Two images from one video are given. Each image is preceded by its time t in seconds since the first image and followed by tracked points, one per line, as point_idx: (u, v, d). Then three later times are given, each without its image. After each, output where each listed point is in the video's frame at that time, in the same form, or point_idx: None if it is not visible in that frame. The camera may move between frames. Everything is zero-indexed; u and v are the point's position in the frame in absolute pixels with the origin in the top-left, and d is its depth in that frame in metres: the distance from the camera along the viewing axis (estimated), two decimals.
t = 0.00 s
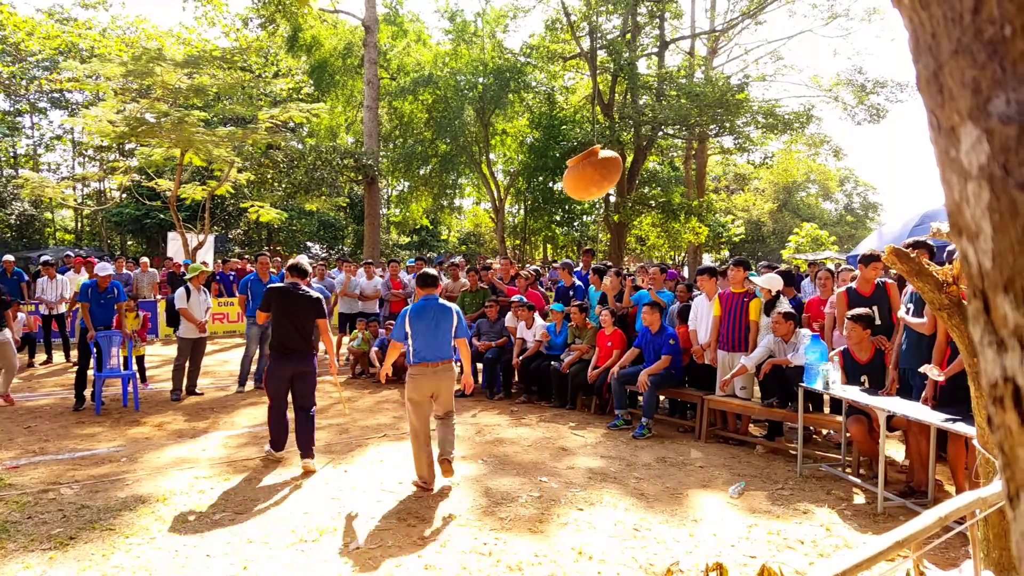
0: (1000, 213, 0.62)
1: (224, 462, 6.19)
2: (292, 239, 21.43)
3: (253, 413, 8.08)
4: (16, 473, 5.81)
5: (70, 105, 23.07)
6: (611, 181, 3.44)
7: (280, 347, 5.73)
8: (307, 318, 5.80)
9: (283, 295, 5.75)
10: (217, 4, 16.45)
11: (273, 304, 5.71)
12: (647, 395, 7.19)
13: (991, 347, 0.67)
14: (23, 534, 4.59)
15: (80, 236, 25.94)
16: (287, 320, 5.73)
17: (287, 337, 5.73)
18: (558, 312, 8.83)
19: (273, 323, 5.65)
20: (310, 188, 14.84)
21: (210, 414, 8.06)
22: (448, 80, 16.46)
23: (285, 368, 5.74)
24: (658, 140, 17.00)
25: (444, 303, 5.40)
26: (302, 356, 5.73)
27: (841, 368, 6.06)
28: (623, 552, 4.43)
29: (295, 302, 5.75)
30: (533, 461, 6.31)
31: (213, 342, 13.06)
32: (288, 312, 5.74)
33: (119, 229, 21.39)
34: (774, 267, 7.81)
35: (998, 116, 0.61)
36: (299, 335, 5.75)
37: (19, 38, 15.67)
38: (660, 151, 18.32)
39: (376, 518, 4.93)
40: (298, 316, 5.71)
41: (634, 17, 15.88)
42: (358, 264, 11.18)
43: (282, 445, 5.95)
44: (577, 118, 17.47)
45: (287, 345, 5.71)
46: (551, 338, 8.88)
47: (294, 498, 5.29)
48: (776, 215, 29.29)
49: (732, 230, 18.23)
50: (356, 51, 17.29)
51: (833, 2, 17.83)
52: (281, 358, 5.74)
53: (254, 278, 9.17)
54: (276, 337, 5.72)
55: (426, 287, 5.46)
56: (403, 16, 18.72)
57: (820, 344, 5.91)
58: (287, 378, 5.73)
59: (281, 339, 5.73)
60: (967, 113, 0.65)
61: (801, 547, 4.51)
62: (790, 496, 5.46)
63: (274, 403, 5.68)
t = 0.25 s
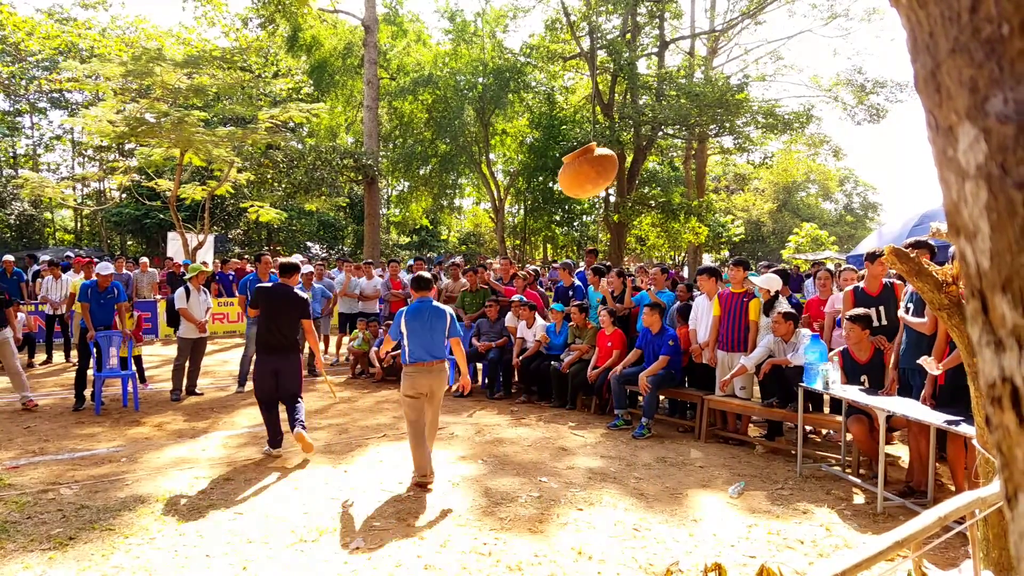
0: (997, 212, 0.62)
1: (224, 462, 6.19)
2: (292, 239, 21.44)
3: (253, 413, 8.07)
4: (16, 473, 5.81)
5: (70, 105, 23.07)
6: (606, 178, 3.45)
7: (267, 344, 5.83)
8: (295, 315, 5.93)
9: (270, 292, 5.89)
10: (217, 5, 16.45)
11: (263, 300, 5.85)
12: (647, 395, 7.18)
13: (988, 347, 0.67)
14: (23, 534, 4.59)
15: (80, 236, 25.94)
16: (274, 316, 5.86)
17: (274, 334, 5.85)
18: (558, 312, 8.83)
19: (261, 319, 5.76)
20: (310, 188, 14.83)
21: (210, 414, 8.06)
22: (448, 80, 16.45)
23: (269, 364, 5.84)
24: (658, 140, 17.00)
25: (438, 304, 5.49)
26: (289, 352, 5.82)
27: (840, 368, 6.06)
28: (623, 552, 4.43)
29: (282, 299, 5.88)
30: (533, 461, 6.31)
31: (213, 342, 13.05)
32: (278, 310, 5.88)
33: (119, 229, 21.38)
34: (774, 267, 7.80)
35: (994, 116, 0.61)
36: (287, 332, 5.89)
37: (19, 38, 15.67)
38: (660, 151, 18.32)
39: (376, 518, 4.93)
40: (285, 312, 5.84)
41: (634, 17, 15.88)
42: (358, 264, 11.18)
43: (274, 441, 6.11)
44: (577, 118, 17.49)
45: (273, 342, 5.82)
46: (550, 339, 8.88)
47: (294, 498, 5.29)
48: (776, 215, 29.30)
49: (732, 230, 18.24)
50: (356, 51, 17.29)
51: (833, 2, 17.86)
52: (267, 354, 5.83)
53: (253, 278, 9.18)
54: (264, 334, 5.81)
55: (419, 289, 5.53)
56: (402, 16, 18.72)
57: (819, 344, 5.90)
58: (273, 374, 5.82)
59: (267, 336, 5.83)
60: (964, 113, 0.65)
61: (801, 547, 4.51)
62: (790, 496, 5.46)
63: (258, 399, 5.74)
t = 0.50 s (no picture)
0: (1000, 213, 0.62)
1: (224, 462, 6.19)
2: (292, 239, 21.44)
3: (253, 413, 8.08)
4: (16, 473, 5.81)
5: (70, 105, 23.07)
6: (604, 178, 3.45)
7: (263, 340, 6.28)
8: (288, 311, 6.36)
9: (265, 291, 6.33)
10: (217, 4, 16.44)
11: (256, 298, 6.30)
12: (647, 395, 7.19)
13: (991, 347, 0.67)
14: (23, 534, 4.60)
15: (80, 236, 25.97)
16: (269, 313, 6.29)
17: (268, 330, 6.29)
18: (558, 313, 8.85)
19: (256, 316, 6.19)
20: (309, 188, 14.82)
21: (210, 414, 8.07)
22: (448, 80, 16.44)
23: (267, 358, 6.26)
24: (658, 140, 16.99)
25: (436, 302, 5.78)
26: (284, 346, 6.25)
27: (840, 368, 6.06)
28: (623, 552, 4.43)
29: (276, 296, 6.32)
30: (533, 461, 6.32)
31: (213, 342, 13.05)
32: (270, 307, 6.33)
33: (119, 229, 21.39)
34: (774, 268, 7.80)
35: (1000, 115, 0.61)
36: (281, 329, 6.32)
37: (19, 38, 15.67)
38: (660, 151, 18.32)
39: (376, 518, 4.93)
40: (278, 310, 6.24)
41: (634, 18, 15.88)
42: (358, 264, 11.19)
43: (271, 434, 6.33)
44: (576, 118, 17.50)
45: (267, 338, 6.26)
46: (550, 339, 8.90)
47: (294, 498, 5.30)
48: (776, 215, 29.31)
49: (732, 230, 18.25)
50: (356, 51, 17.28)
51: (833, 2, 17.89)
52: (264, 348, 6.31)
53: (253, 278, 9.17)
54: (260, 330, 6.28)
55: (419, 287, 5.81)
56: (403, 16, 18.72)
57: (819, 344, 5.89)
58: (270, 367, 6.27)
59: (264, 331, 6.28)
60: (967, 113, 0.65)
61: (801, 547, 4.51)
62: (790, 496, 5.46)
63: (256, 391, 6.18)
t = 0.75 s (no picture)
0: (965, 212, 0.63)
1: (223, 462, 6.20)
2: (291, 240, 21.45)
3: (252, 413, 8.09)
4: (15, 473, 5.82)
5: (70, 105, 23.08)
6: (603, 177, 3.46)
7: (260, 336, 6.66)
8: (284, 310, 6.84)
9: (263, 290, 6.71)
10: (217, 5, 16.45)
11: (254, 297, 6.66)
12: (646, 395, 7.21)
13: (957, 342, 0.69)
14: (22, 534, 4.61)
15: (79, 237, 25.99)
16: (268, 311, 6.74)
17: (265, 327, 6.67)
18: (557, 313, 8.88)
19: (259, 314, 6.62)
20: (309, 188, 14.83)
21: (209, 414, 8.08)
22: (447, 80, 16.46)
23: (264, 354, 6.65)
24: (658, 140, 17.01)
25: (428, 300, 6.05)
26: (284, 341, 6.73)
27: (839, 367, 6.07)
28: (621, 551, 4.44)
29: (273, 295, 6.71)
30: (533, 461, 6.33)
31: (212, 343, 13.06)
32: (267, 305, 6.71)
33: (119, 230, 21.41)
34: (774, 268, 7.80)
35: (964, 117, 0.62)
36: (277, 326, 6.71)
37: (19, 38, 15.69)
38: (659, 151, 18.34)
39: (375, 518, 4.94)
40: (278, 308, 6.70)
41: (633, 18, 15.89)
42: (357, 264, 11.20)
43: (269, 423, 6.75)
44: (576, 118, 17.51)
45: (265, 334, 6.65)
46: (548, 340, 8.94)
47: (294, 498, 5.31)
48: (775, 215, 29.35)
49: (731, 230, 18.28)
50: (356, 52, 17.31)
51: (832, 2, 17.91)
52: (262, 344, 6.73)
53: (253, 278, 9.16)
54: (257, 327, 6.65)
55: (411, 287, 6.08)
56: (402, 17, 18.75)
57: (817, 344, 5.90)
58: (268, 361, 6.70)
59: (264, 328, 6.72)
60: (935, 114, 0.66)
61: (799, 546, 4.52)
62: (788, 496, 5.47)
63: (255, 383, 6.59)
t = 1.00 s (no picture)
0: (943, 211, 0.65)
1: (222, 462, 6.21)
2: (291, 239, 21.46)
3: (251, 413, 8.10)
4: (14, 473, 5.83)
5: (69, 105, 23.09)
6: (607, 179, 3.48)
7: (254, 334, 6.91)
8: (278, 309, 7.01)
9: (254, 290, 6.95)
10: (216, 5, 16.47)
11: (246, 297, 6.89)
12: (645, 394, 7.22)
13: (936, 340, 0.70)
14: (21, 534, 4.62)
15: (79, 236, 26.00)
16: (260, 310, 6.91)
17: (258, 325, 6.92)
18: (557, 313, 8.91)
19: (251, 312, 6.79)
20: (309, 188, 14.84)
21: (209, 414, 8.09)
22: (447, 80, 16.48)
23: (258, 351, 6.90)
24: (657, 140, 17.03)
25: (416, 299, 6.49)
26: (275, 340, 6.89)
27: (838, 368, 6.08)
28: (620, 551, 4.46)
29: (265, 294, 6.96)
30: (532, 461, 6.34)
31: (212, 343, 13.07)
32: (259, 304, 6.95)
33: (118, 229, 21.42)
34: (773, 269, 7.82)
35: (940, 117, 0.63)
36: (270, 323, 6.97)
37: (18, 38, 15.71)
38: (659, 151, 18.35)
39: (374, 518, 4.95)
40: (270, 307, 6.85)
41: (633, 18, 15.91)
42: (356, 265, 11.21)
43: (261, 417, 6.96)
44: (575, 119, 17.53)
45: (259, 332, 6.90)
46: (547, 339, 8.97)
47: (293, 498, 5.32)
48: (775, 215, 29.36)
49: (730, 230, 18.30)
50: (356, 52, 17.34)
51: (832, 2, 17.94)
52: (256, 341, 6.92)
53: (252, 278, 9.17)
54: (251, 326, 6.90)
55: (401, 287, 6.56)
56: (402, 17, 18.78)
57: (816, 344, 5.91)
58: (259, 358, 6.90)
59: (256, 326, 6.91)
60: (913, 116, 0.68)
61: (797, 546, 4.54)
62: (787, 496, 5.48)
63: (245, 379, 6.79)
